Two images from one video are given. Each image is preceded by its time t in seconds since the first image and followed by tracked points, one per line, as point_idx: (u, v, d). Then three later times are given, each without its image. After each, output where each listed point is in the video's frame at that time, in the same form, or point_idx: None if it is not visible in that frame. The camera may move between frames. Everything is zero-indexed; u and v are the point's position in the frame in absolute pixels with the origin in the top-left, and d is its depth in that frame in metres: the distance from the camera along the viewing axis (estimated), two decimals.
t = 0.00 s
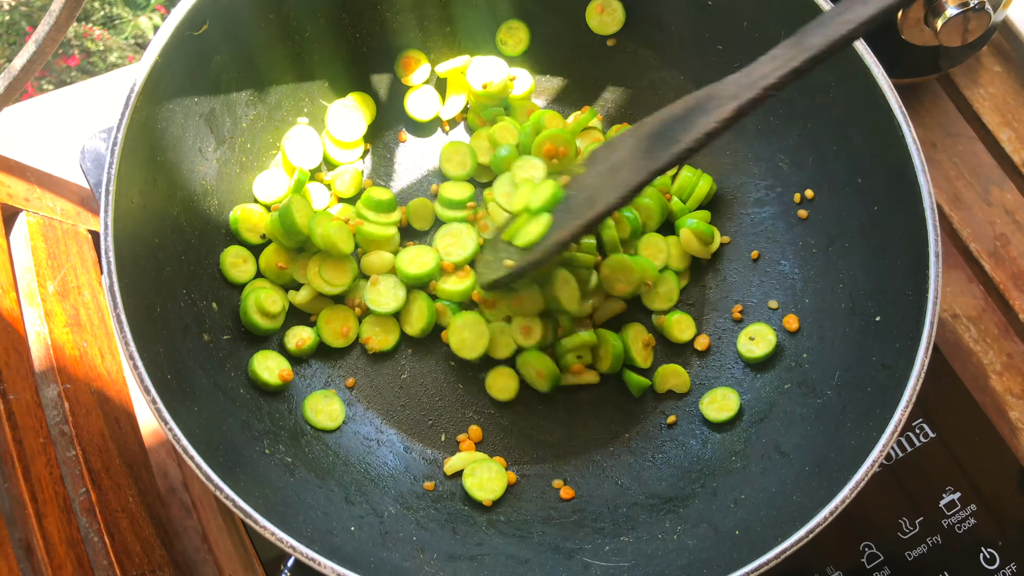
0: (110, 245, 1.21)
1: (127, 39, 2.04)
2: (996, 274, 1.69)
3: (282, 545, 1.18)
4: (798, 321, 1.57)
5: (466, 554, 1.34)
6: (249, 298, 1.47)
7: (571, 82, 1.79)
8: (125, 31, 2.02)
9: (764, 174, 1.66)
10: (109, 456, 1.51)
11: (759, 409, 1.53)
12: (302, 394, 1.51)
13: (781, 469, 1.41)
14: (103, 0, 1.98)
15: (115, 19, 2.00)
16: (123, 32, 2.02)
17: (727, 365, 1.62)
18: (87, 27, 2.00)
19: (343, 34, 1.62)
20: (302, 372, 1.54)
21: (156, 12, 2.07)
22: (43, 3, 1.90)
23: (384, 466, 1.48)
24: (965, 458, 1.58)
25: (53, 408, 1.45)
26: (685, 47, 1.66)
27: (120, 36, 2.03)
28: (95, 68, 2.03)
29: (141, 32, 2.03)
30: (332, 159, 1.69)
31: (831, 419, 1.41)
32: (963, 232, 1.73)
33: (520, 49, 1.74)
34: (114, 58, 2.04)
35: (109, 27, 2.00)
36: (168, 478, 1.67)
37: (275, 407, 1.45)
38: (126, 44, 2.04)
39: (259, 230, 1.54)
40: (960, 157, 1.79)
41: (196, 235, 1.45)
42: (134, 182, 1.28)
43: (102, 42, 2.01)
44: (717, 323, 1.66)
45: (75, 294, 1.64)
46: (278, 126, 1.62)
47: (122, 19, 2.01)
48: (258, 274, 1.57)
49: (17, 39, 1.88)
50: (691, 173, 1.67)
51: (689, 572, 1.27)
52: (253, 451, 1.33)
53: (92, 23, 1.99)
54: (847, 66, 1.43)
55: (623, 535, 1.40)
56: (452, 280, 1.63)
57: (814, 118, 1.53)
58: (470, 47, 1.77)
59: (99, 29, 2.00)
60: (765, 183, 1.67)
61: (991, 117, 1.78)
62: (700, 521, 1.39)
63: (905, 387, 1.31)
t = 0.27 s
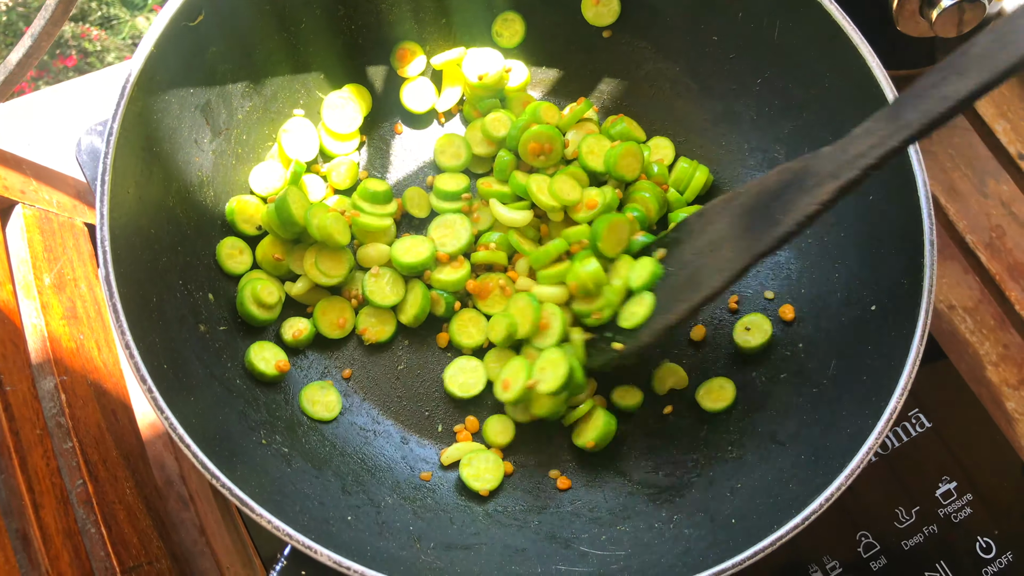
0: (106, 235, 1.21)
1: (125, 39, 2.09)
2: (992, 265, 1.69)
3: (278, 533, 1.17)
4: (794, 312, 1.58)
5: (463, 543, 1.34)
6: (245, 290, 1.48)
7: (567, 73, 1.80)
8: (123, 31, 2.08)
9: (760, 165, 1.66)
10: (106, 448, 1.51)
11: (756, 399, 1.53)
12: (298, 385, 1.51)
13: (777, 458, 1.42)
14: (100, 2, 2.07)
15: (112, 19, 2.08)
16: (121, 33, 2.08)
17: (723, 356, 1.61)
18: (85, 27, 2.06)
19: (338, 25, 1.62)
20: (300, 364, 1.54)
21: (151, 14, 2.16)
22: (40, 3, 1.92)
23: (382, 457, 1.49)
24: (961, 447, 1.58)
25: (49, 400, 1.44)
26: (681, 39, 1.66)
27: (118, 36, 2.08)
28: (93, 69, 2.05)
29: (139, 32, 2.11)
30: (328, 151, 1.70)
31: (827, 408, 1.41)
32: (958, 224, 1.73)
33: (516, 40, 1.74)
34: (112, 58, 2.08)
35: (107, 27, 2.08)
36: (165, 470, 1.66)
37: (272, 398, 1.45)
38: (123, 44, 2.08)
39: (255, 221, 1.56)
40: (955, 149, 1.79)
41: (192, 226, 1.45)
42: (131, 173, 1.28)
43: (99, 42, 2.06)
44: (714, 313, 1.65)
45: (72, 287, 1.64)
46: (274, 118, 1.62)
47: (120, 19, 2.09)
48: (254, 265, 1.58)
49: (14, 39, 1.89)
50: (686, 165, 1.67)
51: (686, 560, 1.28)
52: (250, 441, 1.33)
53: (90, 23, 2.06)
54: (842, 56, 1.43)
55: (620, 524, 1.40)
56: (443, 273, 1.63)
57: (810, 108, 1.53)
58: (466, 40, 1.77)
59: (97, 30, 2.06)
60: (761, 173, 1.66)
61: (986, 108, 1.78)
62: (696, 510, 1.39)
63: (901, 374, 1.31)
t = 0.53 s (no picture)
0: (112, 235, 1.22)
1: (124, 41, 2.04)
2: (991, 264, 1.70)
3: (284, 529, 1.18)
4: (794, 310, 1.59)
5: (466, 540, 1.35)
6: (249, 289, 1.47)
7: (568, 73, 1.81)
8: (123, 31, 2.02)
9: (760, 164, 1.67)
10: (111, 446, 1.52)
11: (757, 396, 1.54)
12: (302, 384, 1.52)
13: (778, 454, 1.42)
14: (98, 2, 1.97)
15: (111, 20, 2.00)
16: (119, 33, 2.02)
17: (725, 353, 1.62)
18: (84, 28, 1.98)
19: (341, 25, 1.63)
20: (305, 362, 1.55)
21: (154, 14, 2.07)
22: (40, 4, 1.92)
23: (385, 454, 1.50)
24: (961, 443, 1.59)
25: (55, 399, 1.46)
26: (681, 38, 1.67)
27: (117, 37, 2.02)
28: (92, 71, 2.02)
29: (139, 34, 2.04)
30: (331, 151, 1.71)
31: (828, 404, 1.42)
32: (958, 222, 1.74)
33: (517, 40, 1.75)
34: (111, 60, 2.04)
35: (105, 28, 2.00)
36: (169, 468, 1.68)
37: (277, 396, 1.46)
38: (122, 46, 2.04)
39: (259, 220, 1.56)
40: (955, 147, 1.80)
41: (196, 225, 1.46)
42: (135, 172, 1.29)
43: (98, 43, 2.00)
44: (715, 312, 1.67)
45: (76, 286, 1.65)
46: (277, 118, 1.63)
47: (118, 21, 2.01)
48: (258, 264, 1.58)
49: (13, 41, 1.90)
50: (687, 163, 1.68)
51: (688, 556, 1.29)
52: (255, 439, 1.34)
53: (88, 25, 1.97)
54: (842, 55, 1.44)
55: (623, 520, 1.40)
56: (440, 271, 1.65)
57: (810, 107, 1.54)
58: (468, 40, 1.77)
59: (96, 31, 1.99)
60: (762, 172, 1.67)
61: (985, 107, 1.79)
62: (698, 506, 1.40)
63: (901, 370, 1.32)
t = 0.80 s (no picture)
0: (115, 231, 1.23)
1: (124, 42, 2.03)
2: (990, 261, 1.71)
3: (287, 523, 1.19)
4: (794, 306, 1.59)
5: (468, 535, 1.36)
6: (252, 285, 1.49)
7: (569, 72, 1.81)
8: (122, 33, 2.01)
9: (760, 161, 1.68)
10: (114, 442, 1.53)
11: (757, 392, 1.55)
12: (304, 380, 1.52)
13: (778, 450, 1.43)
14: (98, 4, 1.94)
15: (110, 22, 1.98)
16: (120, 36, 2.01)
17: (725, 350, 1.63)
18: (84, 29, 1.97)
19: (342, 24, 1.64)
20: (306, 359, 1.56)
21: (152, 15, 2.07)
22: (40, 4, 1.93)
23: (387, 450, 1.50)
24: (959, 439, 1.60)
25: (58, 395, 1.47)
26: (681, 37, 1.68)
27: (117, 38, 2.02)
28: (92, 72, 2.03)
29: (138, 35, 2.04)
30: (333, 149, 1.72)
31: (827, 400, 1.43)
32: (957, 220, 1.75)
33: (518, 39, 1.76)
34: (111, 61, 2.04)
35: (105, 30, 1.98)
36: (172, 465, 1.67)
37: (279, 392, 1.47)
38: (122, 47, 2.03)
39: (261, 218, 1.56)
40: (954, 146, 1.80)
41: (199, 222, 1.47)
42: (138, 169, 1.30)
43: (98, 45, 1.99)
44: (715, 309, 1.67)
45: (79, 284, 1.66)
46: (279, 115, 1.64)
47: (118, 22, 1.99)
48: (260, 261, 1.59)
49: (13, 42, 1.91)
50: (687, 161, 1.68)
51: (689, 550, 1.30)
52: (257, 434, 1.35)
53: (88, 26, 1.96)
54: (841, 52, 1.45)
55: (623, 515, 1.41)
56: (440, 267, 1.61)
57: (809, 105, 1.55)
58: (469, 39, 1.78)
59: (96, 33, 1.97)
60: (761, 169, 1.68)
61: (984, 106, 1.80)
62: (698, 501, 1.41)
63: (900, 365, 1.33)
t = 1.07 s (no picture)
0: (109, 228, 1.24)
1: (123, 43, 2.06)
2: (982, 259, 1.71)
3: (279, 519, 1.19)
4: (786, 303, 1.59)
5: (460, 530, 1.37)
6: (246, 282, 1.49)
7: (563, 70, 1.82)
8: (122, 35, 2.04)
9: (752, 159, 1.68)
10: (108, 440, 1.53)
11: (748, 389, 1.55)
12: (297, 376, 1.53)
13: (769, 446, 1.44)
14: (98, 6, 2.00)
15: (110, 23, 2.02)
16: (119, 37, 2.04)
17: (717, 347, 1.64)
18: (83, 31, 2.01)
19: (336, 23, 1.64)
20: (299, 355, 1.56)
21: (151, 17, 2.09)
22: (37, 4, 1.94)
23: (380, 446, 1.51)
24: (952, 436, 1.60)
25: (52, 392, 1.47)
26: (674, 36, 1.68)
27: (116, 40, 2.05)
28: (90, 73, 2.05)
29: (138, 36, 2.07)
30: (327, 147, 1.72)
31: (818, 396, 1.44)
32: (950, 218, 1.75)
33: (512, 37, 1.76)
34: (110, 62, 2.06)
35: (104, 31, 2.02)
36: (166, 463, 1.68)
37: (272, 389, 1.47)
38: (121, 48, 2.06)
39: (256, 216, 1.57)
40: (947, 144, 1.81)
41: (193, 220, 1.47)
42: (132, 167, 1.31)
43: (97, 46, 2.03)
44: (708, 306, 1.68)
45: (74, 282, 1.66)
46: (273, 114, 1.64)
47: (118, 23, 2.03)
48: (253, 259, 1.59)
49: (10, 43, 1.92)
50: (680, 159, 1.69)
51: (679, 546, 1.30)
52: (250, 431, 1.35)
53: (87, 28, 2.00)
54: (833, 51, 1.46)
55: (615, 511, 1.42)
56: (434, 269, 1.65)
57: (802, 103, 1.56)
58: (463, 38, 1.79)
59: (96, 34, 2.02)
60: (754, 167, 1.68)
61: (977, 104, 1.80)
62: (690, 497, 1.41)
63: (890, 362, 1.34)
